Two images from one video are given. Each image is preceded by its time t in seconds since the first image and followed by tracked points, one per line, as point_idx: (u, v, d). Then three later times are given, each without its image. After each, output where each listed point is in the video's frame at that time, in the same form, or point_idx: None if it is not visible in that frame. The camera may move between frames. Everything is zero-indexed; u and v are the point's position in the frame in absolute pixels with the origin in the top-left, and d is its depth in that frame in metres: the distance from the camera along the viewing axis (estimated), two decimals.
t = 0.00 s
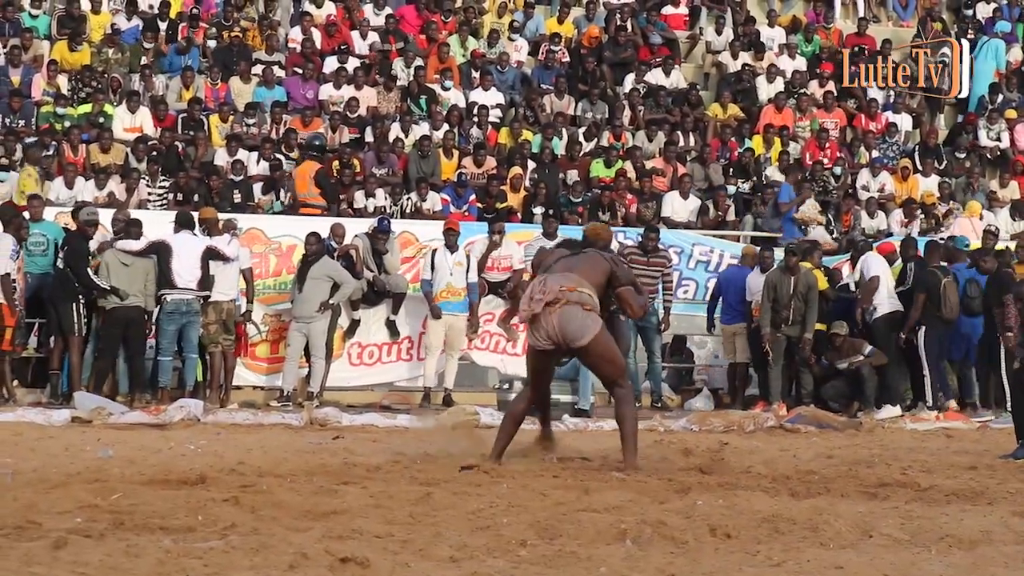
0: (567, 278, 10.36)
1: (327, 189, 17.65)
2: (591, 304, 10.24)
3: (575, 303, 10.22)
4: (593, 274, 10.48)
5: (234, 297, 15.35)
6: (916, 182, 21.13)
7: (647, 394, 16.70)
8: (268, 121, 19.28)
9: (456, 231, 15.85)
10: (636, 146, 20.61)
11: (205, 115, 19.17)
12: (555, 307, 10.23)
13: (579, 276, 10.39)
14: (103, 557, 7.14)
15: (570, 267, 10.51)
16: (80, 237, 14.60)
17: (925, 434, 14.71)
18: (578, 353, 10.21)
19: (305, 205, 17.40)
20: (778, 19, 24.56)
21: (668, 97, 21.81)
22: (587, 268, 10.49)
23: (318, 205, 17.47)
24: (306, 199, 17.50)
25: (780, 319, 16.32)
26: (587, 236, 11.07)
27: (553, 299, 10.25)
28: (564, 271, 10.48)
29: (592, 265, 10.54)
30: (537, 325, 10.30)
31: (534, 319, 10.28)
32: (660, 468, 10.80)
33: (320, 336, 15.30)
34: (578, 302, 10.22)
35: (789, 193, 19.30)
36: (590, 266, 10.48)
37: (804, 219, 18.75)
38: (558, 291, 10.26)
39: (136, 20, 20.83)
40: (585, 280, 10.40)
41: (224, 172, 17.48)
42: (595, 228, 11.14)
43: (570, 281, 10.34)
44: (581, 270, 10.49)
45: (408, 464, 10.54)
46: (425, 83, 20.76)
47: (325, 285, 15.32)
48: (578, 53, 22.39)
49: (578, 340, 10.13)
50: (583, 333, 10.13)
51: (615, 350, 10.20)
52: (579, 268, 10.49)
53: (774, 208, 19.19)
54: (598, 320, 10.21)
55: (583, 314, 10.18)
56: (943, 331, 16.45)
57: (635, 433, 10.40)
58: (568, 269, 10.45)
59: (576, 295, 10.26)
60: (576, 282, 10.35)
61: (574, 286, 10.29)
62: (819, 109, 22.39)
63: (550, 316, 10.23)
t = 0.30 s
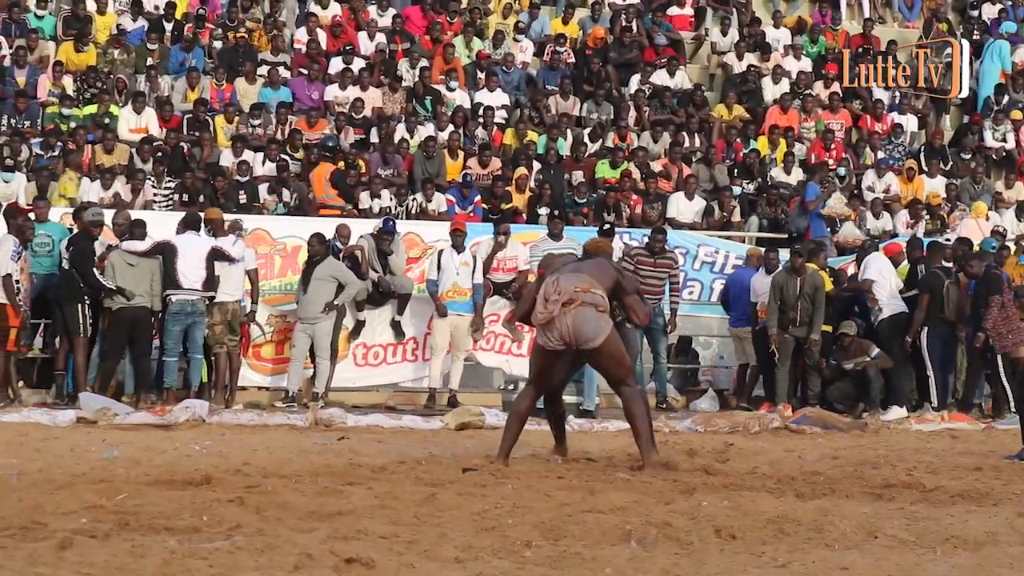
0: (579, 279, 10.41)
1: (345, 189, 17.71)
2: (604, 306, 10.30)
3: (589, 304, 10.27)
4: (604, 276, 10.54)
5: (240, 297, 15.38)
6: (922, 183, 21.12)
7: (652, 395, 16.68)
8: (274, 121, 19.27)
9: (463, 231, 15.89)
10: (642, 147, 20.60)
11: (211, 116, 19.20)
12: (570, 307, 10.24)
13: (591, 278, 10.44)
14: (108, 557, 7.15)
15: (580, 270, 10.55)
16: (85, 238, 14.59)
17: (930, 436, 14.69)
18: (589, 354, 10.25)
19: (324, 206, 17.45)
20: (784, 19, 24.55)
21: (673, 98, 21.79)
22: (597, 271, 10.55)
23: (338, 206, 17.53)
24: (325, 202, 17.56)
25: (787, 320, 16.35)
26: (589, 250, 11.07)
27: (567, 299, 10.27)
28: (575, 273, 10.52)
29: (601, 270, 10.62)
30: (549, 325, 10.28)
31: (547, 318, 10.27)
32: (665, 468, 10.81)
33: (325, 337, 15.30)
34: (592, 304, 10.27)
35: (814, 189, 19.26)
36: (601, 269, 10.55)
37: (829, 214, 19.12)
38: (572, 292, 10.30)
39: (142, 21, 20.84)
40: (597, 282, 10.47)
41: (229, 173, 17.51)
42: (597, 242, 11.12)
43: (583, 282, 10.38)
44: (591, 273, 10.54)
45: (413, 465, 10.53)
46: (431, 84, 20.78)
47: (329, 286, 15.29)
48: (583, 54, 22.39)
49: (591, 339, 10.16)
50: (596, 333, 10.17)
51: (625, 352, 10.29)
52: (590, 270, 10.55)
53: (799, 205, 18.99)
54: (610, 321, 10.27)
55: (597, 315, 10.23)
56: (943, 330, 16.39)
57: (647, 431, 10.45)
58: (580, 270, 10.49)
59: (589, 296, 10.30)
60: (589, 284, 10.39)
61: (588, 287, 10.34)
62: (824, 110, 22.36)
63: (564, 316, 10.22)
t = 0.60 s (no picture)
0: (604, 294, 10.34)
1: (350, 190, 17.54)
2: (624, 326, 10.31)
3: (610, 322, 10.25)
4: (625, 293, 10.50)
5: (242, 298, 15.38)
6: (923, 183, 21.13)
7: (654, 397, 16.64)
8: (276, 122, 19.27)
9: (464, 232, 15.89)
10: (644, 147, 20.60)
11: (213, 117, 19.21)
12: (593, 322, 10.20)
13: (615, 294, 10.38)
14: (110, 559, 7.15)
15: (605, 281, 10.47)
16: (88, 238, 14.62)
17: (932, 436, 14.69)
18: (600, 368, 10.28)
19: (332, 208, 17.42)
20: (786, 20, 24.54)
21: (676, 99, 21.78)
22: (621, 286, 10.49)
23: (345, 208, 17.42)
24: (333, 203, 17.52)
25: (791, 321, 16.32)
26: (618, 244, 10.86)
27: (592, 313, 10.21)
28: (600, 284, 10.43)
29: (624, 281, 10.54)
30: (569, 336, 10.23)
31: (569, 330, 10.21)
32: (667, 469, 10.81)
33: (327, 337, 15.29)
34: (615, 321, 10.26)
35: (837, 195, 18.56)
36: (625, 284, 10.49)
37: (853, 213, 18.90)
38: (598, 308, 10.23)
39: (144, 21, 20.85)
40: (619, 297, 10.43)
41: (232, 174, 17.51)
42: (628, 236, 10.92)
43: (608, 298, 10.33)
44: (615, 286, 10.47)
45: (415, 466, 10.54)
46: (433, 84, 20.79)
47: (331, 287, 15.28)
48: (586, 55, 22.39)
49: (609, 356, 10.18)
50: (613, 351, 10.20)
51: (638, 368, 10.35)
52: (613, 284, 10.48)
53: (826, 209, 18.50)
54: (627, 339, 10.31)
55: (616, 333, 10.25)
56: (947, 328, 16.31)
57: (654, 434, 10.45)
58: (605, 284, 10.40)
59: (613, 313, 10.27)
60: (613, 299, 10.35)
61: (613, 305, 10.28)
62: (826, 111, 22.29)
63: (585, 329, 10.18)
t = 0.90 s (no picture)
0: (581, 292, 10.24)
1: (348, 191, 17.64)
2: (602, 320, 10.13)
3: (587, 319, 10.12)
4: (612, 291, 10.32)
5: (242, 299, 15.37)
6: (924, 184, 21.09)
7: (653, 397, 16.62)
8: (276, 123, 19.27)
9: (463, 233, 15.87)
10: (644, 148, 20.58)
11: (213, 118, 19.20)
12: (567, 321, 10.15)
13: (594, 291, 10.25)
14: (110, 559, 7.15)
15: (590, 279, 10.36)
16: (88, 238, 14.62)
17: (933, 438, 14.68)
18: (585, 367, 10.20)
19: (332, 208, 17.53)
20: (786, 21, 24.51)
21: (676, 100, 21.76)
22: (606, 283, 10.33)
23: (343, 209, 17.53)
24: (331, 203, 17.62)
25: (791, 322, 16.31)
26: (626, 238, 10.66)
27: (565, 312, 10.17)
28: (583, 283, 10.34)
29: (612, 279, 10.36)
30: (549, 337, 10.27)
31: (547, 331, 10.26)
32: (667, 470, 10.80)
33: (327, 338, 15.27)
34: (590, 318, 10.11)
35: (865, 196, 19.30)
36: (609, 281, 10.32)
37: (877, 213, 19.53)
38: (571, 306, 10.17)
39: (145, 22, 20.84)
40: (600, 294, 10.28)
41: (232, 175, 17.50)
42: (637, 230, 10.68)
43: (585, 295, 10.22)
44: (598, 283, 10.33)
45: (416, 467, 10.54)
46: (433, 85, 20.79)
47: (332, 288, 15.28)
48: (586, 56, 22.37)
49: (587, 355, 10.09)
50: (591, 348, 10.09)
51: (624, 364, 10.16)
52: (596, 282, 10.34)
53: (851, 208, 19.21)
54: (609, 335, 10.13)
55: (592, 330, 10.10)
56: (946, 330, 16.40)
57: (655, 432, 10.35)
58: (585, 282, 10.31)
59: (590, 309, 10.14)
60: (590, 296, 10.22)
61: (586, 301, 10.17)
62: (826, 112, 22.29)
63: (560, 328, 10.17)
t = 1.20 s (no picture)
0: (571, 285, 10.26)
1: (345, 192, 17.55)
2: (592, 311, 10.12)
3: (576, 311, 10.12)
4: (602, 284, 10.30)
5: (241, 300, 15.38)
6: (922, 184, 21.07)
7: (653, 397, 16.60)
8: (275, 124, 19.27)
9: (461, 233, 15.91)
10: (643, 149, 20.56)
11: (212, 118, 19.18)
12: (556, 314, 10.17)
13: (584, 284, 10.26)
14: (109, 560, 7.15)
15: (580, 273, 10.37)
16: (86, 238, 14.64)
17: (931, 438, 14.69)
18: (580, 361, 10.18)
19: (329, 209, 17.44)
20: (785, 21, 24.51)
21: (675, 100, 21.77)
22: (596, 276, 10.32)
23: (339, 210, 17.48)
24: (327, 204, 17.54)
25: (789, 322, 16.34)
26: (637, 235, 10.56)
27: (555, 306, 10.19)
28: (573, 278, 10.36)
29: (602, 271, 10.35)
30: (542, 332, 10.28)
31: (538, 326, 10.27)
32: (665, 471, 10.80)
33: (326, 339, 15.27)
34: (580, 310, 10.12)
35: (882, 197, 19.41)
36: (599, 274, 10.31)
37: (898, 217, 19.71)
38: (560, 299, 10.19)
39: (143, 23, 20.83)
40: (590, 286, 10.29)
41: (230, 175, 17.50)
42: (650, 227, 10.53)
43: (574, 288, 10.23)
44: (588, 276, 10.33)
45: (414, 467, 10.54)
46: (432, 86, 20.80)
47: (331, 289, 15.28)
48: (585, 56, 22.36)
49: (579, 347, 10.07)
50: (584, 340, 10.06)
51: (617, 356, 10.12)
52: (587, 275, 10.34)
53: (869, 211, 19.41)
54: (600, 327, 10.11)
55: (583, 322, 10.09)
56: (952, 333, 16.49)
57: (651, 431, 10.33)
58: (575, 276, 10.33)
59: (579, 301, 10.15)
60: (580, 289, 10.23)
61: (576, 294, 10.18)
62: (825, 113, 22.34)
63: (551, 322, 10.18)
